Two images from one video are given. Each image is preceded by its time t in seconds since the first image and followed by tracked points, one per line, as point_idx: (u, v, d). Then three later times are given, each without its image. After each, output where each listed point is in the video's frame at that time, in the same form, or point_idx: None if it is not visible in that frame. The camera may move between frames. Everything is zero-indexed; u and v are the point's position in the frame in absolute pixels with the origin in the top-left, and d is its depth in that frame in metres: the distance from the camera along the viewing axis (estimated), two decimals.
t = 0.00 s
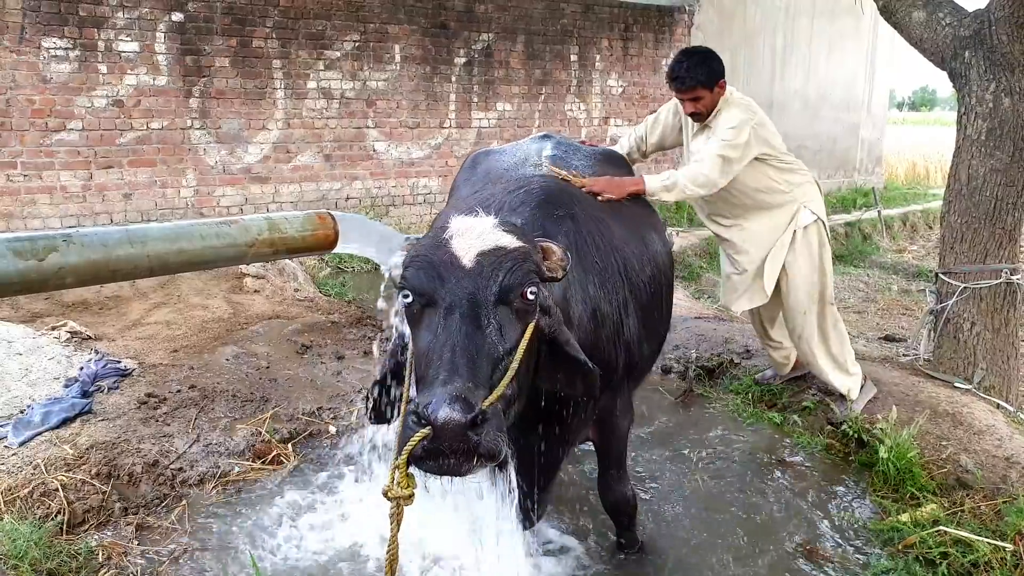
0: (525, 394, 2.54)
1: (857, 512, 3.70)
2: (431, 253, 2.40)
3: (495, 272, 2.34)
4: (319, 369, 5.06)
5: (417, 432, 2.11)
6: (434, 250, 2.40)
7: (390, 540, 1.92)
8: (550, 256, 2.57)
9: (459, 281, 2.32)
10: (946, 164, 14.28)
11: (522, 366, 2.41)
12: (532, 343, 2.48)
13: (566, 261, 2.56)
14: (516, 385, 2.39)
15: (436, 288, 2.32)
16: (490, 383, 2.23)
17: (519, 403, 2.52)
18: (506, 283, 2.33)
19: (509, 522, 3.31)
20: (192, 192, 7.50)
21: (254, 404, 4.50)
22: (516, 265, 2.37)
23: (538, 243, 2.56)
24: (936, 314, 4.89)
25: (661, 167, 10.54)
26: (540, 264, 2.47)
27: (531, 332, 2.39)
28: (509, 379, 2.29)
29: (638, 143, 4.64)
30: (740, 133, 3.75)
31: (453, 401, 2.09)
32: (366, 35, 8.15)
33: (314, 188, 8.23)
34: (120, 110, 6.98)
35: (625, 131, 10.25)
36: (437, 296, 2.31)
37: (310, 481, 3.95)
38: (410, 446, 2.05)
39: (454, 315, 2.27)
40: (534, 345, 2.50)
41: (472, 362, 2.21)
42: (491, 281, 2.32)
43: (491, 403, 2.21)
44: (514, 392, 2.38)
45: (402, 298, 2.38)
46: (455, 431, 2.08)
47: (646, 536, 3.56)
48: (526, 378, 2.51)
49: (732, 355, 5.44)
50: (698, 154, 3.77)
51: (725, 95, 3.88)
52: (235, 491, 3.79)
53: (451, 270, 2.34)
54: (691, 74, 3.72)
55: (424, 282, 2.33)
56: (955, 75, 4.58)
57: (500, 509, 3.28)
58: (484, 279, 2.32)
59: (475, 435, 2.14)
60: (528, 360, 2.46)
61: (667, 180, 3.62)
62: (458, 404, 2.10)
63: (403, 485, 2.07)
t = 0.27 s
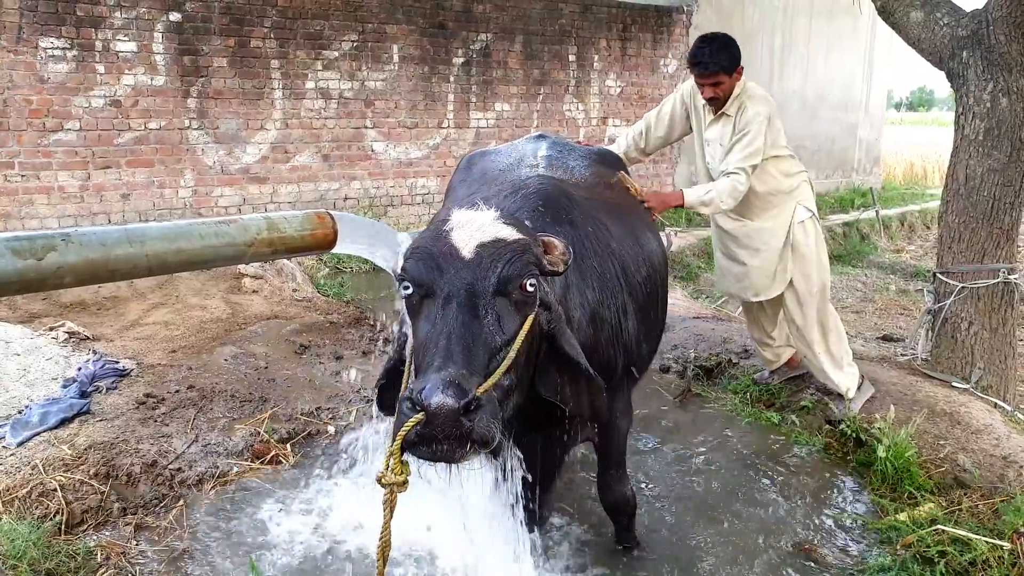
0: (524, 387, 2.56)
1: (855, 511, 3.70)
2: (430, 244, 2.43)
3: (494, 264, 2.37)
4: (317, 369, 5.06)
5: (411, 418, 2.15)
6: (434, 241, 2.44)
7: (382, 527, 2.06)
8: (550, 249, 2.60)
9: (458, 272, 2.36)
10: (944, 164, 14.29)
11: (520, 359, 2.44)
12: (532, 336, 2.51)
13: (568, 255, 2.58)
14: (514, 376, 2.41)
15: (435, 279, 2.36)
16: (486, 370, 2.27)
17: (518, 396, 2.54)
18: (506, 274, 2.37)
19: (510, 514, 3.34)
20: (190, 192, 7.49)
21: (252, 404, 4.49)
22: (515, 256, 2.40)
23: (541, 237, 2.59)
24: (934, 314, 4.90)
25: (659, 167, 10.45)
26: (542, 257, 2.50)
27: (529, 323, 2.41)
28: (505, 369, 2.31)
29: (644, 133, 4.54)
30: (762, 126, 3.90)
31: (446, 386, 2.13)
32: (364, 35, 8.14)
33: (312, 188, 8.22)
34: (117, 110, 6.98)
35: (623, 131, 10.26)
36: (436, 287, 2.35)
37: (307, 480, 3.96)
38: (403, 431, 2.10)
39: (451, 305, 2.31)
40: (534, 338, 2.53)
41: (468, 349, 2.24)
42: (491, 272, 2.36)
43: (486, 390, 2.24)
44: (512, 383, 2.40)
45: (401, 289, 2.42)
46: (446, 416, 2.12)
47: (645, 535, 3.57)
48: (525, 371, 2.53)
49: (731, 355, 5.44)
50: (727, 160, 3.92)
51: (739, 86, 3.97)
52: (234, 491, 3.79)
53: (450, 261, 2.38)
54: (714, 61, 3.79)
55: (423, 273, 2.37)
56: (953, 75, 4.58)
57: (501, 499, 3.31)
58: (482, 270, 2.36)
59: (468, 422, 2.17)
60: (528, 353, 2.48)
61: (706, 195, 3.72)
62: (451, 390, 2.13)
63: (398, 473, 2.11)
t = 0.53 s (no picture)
0: (531, 381, 2.60)
1: (854, 510, 3.71)
2: (439, 239, 2.48)
3: (503, 258, 2.41)
4: (316, 367, 5.06)
5: (421, 407, 2.20)
6: (443, 236, 2.49)
7: (391, 517, 2.10)
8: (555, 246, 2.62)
9: (467, 266, 2.40)
10: (942, 163, 14.30)
11: (527, 352, 2.48)
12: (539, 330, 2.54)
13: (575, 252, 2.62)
14: (521, 368, 2.45)
15: (444, 272, 2.40)
16: (495, 362, 2.31)
17: (525, 389, 2.58)
18: (516, 269, 2.41)
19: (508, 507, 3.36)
20: (188, 190, 7.48)
21: (251, 402, 4.49)
22: (524, 252, 2.44)
23: (549, 233, 2.62)
24: (933, 312, 4.90)
25: (658, 165, 10.42)
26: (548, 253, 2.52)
27: (537, 318, 2.45)
28: (514, 362, 2.36)
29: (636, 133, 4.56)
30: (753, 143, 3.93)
31: (457, 376, 2.17)
32: (363, 33, 8.14)
33: (311, 186, 8.22)
34: (116, 107, 6.97)
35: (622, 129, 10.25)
36: (445, 281, 2.39)
37: (307, 477, 3.96)
38: (414, 421, 2.16)
39: (461, 297, 2.35)
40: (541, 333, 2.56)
41: (478, 341, 2.28)
42: (500, 266, 2.40)
43: (495, 381, 2.28)
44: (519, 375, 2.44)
45: (411, 282, 2.46)
46: (457, 405, 2.16)
47: (643, 533, 3.58)
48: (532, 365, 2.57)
49: (729, 353, 5.44)
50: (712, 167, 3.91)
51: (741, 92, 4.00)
52: (233, 488, 3.79)
53: (459, 255, 2.42)
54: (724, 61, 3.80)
55: (432, 267, 2.41)
56: (952, 74, 4.58)
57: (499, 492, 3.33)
58: (491, 264, 2.40)
59: (478, 411, 2.22)
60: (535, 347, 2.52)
61: (695, 198, 3.67)
62: (461, 379, 2.17)
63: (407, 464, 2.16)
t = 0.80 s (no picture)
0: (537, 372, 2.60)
1: (853, 505, 3.71)
2: (447, 230, 2.48)
3: (511, 249, 2.42)
4: (316, 364, 5.06)
5: (434, 396, 2.20)
6: (450, 227, 2.49)
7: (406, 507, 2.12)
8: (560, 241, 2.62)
9: (476, 256, 2.40)
10: (941, 159, 14.30)
11: (536, 341, 2.48)
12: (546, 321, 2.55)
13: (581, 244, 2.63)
14: (530, 358, 2.45)
15: (453, 263, 2.40)
16: (506, 349, 2.31)
17: (532, 380, 2.58)
18: (524, 259, 2.42)
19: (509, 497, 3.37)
20: (188, 187, 7.48)
21: (251, 399, 4.49)
22: (533, 242, 2.46)
23: (556, 225, 2.62)
24: (932, 308, 4.90)
25: (657, 162, 10.42)
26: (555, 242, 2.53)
27: (545, 308, 2.46)
28: (524, 350, 2.36)
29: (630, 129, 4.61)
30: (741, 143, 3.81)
31: (472, 364, 2.18)
32: (362, 29, 8.13)
33: (310, 183, 8.21)
34: (115, 105, 6.96)
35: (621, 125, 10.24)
36: (454, 272, 2.39)
37: (308, 473, 3.97)
38: (426, 409, 2.15)
39: (471, 287, 2.35)
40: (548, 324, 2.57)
41: (490, 329, 2.28)
42: (509, 256, 2.41)
43: (507, 368, 2.29)
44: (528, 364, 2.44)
45: (418, 273, 2.46)
46: (471, 393, 2.15)
47: (644, 529, 3.58)
48: (540, 355, 2.57)
49: (729, 349, 5.44)
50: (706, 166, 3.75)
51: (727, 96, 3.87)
52: (233, 485, 3.79)
53: (468, 245, 2.42)
54: (709, 65, 3.65)
55: (440, 257, 2.41)
56: (951, 70, 4.58)
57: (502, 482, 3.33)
58: (500, 255, 2.40)
59: (490, 400, 2.22)
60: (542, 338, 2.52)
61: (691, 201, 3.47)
62: (474, 369, 2.17)
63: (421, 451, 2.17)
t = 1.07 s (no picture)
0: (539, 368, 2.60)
1: (852, 504, 3.72)
2: (450, 225, 2.50)
3: (515, 244, 2.44)
4: (315, 364, 5.06)
5: (438, 389, 2.20)
6: (454, 223, 2.51)
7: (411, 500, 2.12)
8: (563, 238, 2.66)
9: (480, 251, 2.42)
10: (940, 159, 14.32)
11: (539, 336, 2.49)
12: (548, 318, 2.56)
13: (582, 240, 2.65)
14: (533, 352, 2.46)
15: (456, 257, 2.42)
16: (511, 341, 2.32)
17: (534, 375, 2.58)
18: (528, 253, 2.44)
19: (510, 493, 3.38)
20: (186, 187, 7.48)
21: (250, 399, 4.50)
22: (536, 237, 2.48)
23: (557, 222, 2.65)
24: (930, 308, 4.92)
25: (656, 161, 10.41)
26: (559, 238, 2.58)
27: (548, 303, 2.48)
28: (527, 343, 2.37)
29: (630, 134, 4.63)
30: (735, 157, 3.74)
31: (477, 356, 2.18)
32: (361, 30, 8.13)
33: (309, 183, 8.21)
34: (113, 105, 6.96)
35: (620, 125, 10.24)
36: (458, 266, 2.41)
37: (308, 473, 3.97)
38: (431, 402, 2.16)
39: (474, 280, 2.37)
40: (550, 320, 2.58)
41: (494, 321, 2.30)
42: (512, 251, 2.43)
43: (511, 360, 2.30)
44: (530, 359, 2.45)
45: (422, 268, 2.48)
46: (476, 386, 2.16)
47: (643, 529, 3.58)
48: (542, 351, 2.58)
49: (727, 349, 5.44)
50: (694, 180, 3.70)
51: (720, 113, 3.85)
52: (232, 485, 3.80)
53: (472, 240, 2.44)
54: (702, 82, 3.67)
55: (444, 252, 2.43)
56: (949, 70, 4.58)
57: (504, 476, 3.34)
58: (503, 249, 2.43)
59: (495, 396, 2.23)
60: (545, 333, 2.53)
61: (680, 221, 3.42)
62: (479, 363, 2.18)
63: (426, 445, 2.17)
